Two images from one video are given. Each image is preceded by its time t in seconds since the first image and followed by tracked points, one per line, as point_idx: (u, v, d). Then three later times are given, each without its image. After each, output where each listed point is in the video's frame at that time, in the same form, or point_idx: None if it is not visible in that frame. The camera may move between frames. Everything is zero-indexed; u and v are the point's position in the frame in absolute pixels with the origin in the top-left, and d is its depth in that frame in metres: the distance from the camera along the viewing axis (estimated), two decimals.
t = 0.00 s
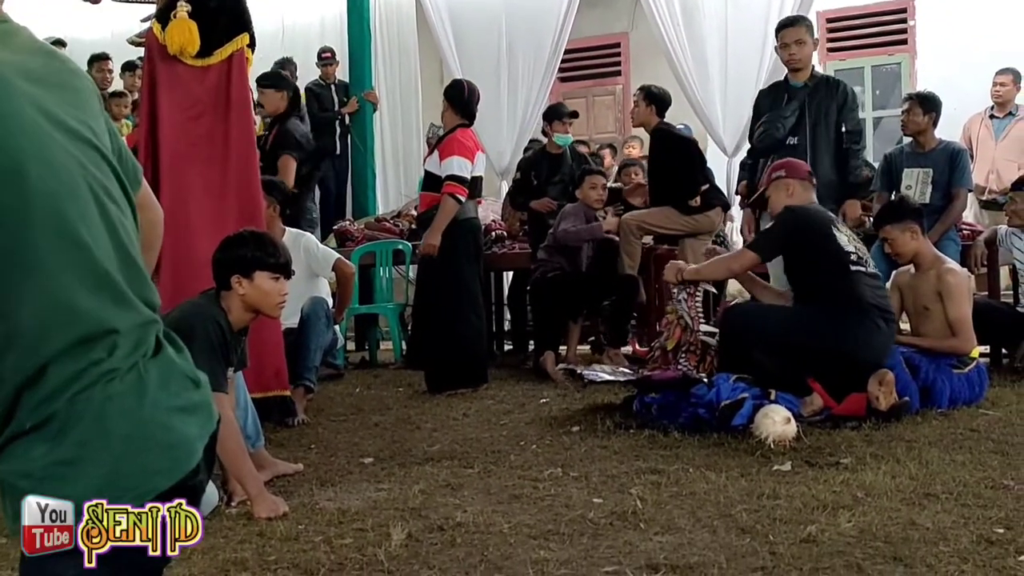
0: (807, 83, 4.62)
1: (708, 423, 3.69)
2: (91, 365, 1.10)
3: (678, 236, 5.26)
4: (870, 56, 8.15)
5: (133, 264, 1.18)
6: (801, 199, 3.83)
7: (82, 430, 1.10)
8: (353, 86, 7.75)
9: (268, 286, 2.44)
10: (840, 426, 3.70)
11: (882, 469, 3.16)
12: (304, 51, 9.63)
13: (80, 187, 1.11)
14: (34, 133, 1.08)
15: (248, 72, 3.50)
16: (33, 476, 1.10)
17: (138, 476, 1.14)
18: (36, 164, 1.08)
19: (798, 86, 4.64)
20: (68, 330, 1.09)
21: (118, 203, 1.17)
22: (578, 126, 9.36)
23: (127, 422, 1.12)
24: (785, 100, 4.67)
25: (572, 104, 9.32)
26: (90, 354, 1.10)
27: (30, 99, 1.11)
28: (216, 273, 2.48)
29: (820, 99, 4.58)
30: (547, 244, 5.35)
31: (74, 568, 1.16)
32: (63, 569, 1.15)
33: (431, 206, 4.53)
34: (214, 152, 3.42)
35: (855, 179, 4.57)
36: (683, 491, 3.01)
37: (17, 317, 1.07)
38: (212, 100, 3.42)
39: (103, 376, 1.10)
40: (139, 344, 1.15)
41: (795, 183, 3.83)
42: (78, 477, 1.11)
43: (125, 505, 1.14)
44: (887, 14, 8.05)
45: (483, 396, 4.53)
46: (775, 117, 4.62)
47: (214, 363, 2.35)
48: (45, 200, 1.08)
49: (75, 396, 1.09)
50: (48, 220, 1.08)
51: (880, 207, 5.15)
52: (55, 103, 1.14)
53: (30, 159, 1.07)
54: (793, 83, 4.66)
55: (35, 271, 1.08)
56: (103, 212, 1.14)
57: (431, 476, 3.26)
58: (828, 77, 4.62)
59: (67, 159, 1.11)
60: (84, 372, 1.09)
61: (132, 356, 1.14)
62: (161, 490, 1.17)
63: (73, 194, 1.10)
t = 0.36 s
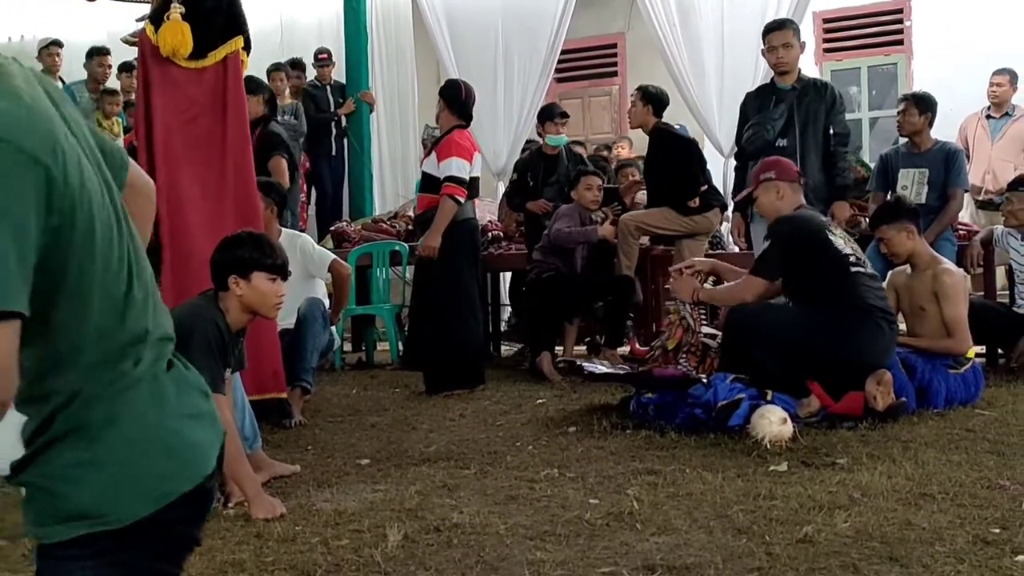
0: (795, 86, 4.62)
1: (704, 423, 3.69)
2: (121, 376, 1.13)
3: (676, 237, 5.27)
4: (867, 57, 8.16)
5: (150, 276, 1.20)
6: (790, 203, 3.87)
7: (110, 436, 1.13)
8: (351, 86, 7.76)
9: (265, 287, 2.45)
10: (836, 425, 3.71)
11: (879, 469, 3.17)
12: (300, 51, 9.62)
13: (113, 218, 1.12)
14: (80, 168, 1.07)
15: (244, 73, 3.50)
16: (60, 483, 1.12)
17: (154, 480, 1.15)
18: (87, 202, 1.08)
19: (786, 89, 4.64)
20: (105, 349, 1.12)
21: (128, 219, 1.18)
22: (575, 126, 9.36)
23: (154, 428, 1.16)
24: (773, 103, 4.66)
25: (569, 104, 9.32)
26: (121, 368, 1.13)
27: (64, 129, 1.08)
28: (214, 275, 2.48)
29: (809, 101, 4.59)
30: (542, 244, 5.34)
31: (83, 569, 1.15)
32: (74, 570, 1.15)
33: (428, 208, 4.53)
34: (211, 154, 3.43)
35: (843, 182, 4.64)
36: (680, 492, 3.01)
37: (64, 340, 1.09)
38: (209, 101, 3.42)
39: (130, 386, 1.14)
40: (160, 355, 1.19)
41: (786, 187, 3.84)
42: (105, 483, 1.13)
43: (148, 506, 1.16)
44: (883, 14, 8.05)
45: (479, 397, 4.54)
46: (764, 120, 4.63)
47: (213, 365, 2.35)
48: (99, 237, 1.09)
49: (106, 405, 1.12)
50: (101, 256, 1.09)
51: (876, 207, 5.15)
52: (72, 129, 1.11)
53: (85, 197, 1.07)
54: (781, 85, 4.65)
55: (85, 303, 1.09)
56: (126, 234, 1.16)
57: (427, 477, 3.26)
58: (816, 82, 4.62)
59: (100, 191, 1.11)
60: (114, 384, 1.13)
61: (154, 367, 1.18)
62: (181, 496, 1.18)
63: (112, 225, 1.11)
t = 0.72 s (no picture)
0: (786, 86, 4.62)
1: (703, 423, 3.69)
2: (154, 410, 1.24)
3: (675, 237, 5.27)
4: (866, 56, 8.16)
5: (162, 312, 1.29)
6: (775, 210, 3.80)
7: (147, 463, 1.24)
8: (348, 86, 7.76)
9: (264, 288, 2.42)
10: (836, 425, 3.71)
11: (878, 469, 3.16)
12: (298, 51, 9.63)
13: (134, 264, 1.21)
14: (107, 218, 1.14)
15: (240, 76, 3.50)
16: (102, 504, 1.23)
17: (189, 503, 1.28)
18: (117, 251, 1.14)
19: (779, 89, 4.63)
20: (138, 386, 1.22)
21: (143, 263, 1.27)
22: (573, 126, 9.36)
23: (180, 455, 1.27)
24: (765, 104, 4.65)
25: (567, 104, 9.32)
26: (153, 402, 1.24)
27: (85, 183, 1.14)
28: (212, 274, 2.47)
29: (802, 100, 4.60)
30: (541, 244, 5.34)
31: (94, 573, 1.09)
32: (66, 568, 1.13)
33: (428, 208, 4.52)
34: (206, 155, 3.42)
35: (838, 181, 4.64)
36: (679, 492, 3.01)
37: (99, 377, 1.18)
38: (204, 103, 3.42)
39: (162, 419, 1.25)
40: (181, 386, 1.29)
41: (769, 196, 3.78)
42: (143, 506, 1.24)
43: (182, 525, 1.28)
44: (882, 14, 8.05)
45: (477, 398, 4.54)
46: (757, 120, 4.63)
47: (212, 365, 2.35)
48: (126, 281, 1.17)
49: (140, 435, 1.23)
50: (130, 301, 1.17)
51: (875, 208, 5.16)
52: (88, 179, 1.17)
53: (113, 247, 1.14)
54: (773, 86, 4.64)
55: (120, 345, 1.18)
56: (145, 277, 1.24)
57: (426, 477, 3.26)
58: (808, 81, 4.63)
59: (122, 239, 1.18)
60: (147, 417, 1.23)
61: (179, 399, 1.29)
62: (211, 519, 1.32)
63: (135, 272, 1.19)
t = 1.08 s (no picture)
0: (784, 87, 4.61)
1: (703, 423, 3.68)
2: (178, 444, 1.28)
3: (676, 237, 5.27)
4: (866, 56, 8.16)
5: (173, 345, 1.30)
6: (772, 215, 3.76)
7: (179, 498, 1.29)
8: (348, 86, 7.76)
9: (264, 287, 2.40)
10: (836, 425, 3.71)
11: (878, 469, 3.16)
12: (298, 51, 9.63)
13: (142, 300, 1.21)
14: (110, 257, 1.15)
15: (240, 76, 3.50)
16: (135, 536, 1.28)
17: (221, 534, 1.32)
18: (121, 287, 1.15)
19: (777, 90, 4.63)
20: (158, 421, 1.25)
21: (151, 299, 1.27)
22: (573, 125, 9.36)
23: (207, 487, 1.31)
24: (764, 104, 4.65)
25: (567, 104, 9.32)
26: (176, 436, 1.27)
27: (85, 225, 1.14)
28: (211, 274, 2.46)
29: (800, 100, 4.59)
30: (541, 244, 5.33)
31: None
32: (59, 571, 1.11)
33: (428, 208, 4.53)
34: (206, 155, 3.42)
35: (838, 180, 4.64)
36: (679, 491, 3.01)
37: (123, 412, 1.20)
38: (202, 103, 3.41)
39: (188, 452, 1.29)
40: (203, 419, 1.33)
41: (765, 202, 3.73)
42: (175, 537, 1.29)
43: (213, 558, 1.32)
44: (881, 14, 8.06)
45: (478, 397, 4.54)
46: (755, 122, 4.62)
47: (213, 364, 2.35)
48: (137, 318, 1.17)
49: (169, 472, 1.27)
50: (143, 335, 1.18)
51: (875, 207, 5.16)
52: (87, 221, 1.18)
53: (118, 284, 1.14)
54: (771, 86, 4.64)
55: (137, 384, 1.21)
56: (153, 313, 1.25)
57: (426, 477, 3.26)
58: (806, 80, 4.63)
59: (125, 277, 1.19)
60: (173, 450, 1.27)
61: (202, 431, 1.32)
62: (241, 548, 1.35)
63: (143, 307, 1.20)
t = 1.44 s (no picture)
0: (782, 86, 4.61)
1: (704, 422, 3.68)
2: (187, 451, 1.27)
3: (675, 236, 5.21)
4: (866, 55, 8.16)
5: (177, 348, 1.29)
6: (770, 226, 3.72)
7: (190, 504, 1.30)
8: (348, 87, 7.76)
9: (265, 286, 2.39)
10: (836, 424, 3.71)
11: (879, 468, 3.16)
12: (297, 52, 9.63)
13: (140, 304, 1.19)
14: (98, 260, 1.13)
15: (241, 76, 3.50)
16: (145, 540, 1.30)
17: (231, 539, 1.34)
18: (113, 288, 1.13)
19: (774, 89, 4.63)
20: (166, 430, 1.23)
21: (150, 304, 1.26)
22: (574, 125, 9.36)
23: (215, 491, 1.32)
24: (762, 104, 4.64)
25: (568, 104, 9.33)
26: (184, 442, 1.26)
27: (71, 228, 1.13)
28: (212, 274, 2.46)
29: (798, 100, 4.59)
30: (542, 244, 5.35)
31: None
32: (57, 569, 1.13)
33: (428, 208, 4.54)
34: (205, 155, 3.42)
35: (836, 179, 4.66)
36: (680, 491, 3.01)
37: (122, 416, 1.19)
38: (202, 102, 3.42)
39: (197, 459, 1.29)
40: (213, 425, 1.33)
41: (762, 214, 3.69)
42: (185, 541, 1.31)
43: (224, 562, 1.34)
44: (881, 14, 8.06)
45: (479, 397, 4.54)
46: (755, 122, 4.61)
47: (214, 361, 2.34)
48: (133, 320, 1.15)
49: (178, 479, 1.28)
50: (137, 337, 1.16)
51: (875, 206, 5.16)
52: (77, 225, 1.16)
53: (109, 285, 1.12)
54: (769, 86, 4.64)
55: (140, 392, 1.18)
56: (152, 317, 1.23)
57: (427, 477, 3.26)
58: (802, 80, 4.63)
59: (121, 280, 1.17)
60: (181, 458, 1.27)
61: (212, 437, 1.32)
62: (251, 551, 1.37)
63: (141, 310, 1.18)
